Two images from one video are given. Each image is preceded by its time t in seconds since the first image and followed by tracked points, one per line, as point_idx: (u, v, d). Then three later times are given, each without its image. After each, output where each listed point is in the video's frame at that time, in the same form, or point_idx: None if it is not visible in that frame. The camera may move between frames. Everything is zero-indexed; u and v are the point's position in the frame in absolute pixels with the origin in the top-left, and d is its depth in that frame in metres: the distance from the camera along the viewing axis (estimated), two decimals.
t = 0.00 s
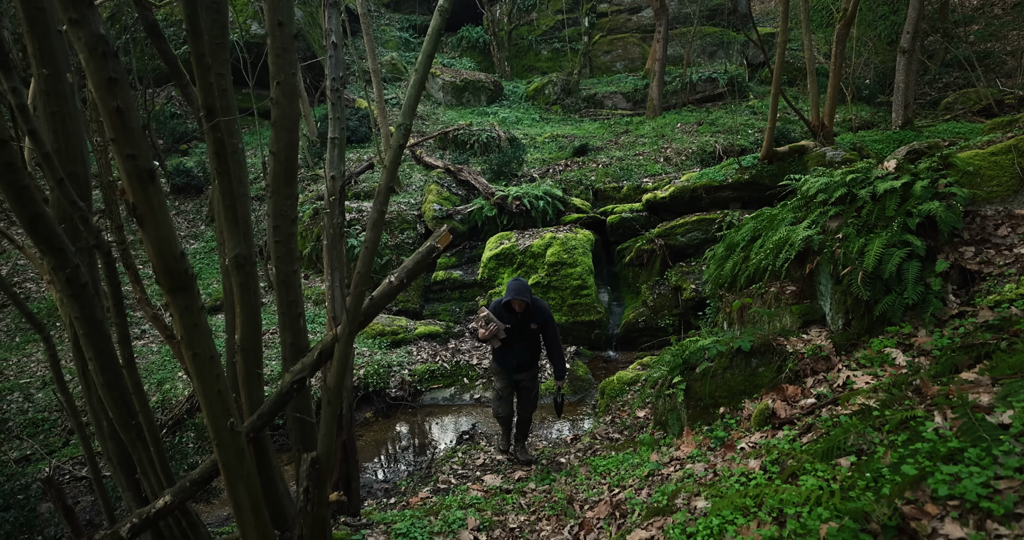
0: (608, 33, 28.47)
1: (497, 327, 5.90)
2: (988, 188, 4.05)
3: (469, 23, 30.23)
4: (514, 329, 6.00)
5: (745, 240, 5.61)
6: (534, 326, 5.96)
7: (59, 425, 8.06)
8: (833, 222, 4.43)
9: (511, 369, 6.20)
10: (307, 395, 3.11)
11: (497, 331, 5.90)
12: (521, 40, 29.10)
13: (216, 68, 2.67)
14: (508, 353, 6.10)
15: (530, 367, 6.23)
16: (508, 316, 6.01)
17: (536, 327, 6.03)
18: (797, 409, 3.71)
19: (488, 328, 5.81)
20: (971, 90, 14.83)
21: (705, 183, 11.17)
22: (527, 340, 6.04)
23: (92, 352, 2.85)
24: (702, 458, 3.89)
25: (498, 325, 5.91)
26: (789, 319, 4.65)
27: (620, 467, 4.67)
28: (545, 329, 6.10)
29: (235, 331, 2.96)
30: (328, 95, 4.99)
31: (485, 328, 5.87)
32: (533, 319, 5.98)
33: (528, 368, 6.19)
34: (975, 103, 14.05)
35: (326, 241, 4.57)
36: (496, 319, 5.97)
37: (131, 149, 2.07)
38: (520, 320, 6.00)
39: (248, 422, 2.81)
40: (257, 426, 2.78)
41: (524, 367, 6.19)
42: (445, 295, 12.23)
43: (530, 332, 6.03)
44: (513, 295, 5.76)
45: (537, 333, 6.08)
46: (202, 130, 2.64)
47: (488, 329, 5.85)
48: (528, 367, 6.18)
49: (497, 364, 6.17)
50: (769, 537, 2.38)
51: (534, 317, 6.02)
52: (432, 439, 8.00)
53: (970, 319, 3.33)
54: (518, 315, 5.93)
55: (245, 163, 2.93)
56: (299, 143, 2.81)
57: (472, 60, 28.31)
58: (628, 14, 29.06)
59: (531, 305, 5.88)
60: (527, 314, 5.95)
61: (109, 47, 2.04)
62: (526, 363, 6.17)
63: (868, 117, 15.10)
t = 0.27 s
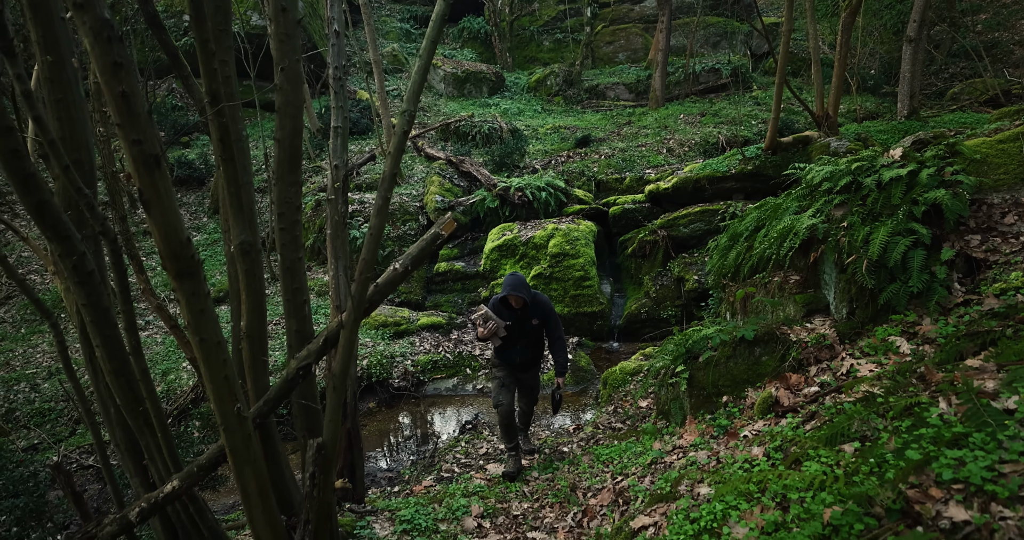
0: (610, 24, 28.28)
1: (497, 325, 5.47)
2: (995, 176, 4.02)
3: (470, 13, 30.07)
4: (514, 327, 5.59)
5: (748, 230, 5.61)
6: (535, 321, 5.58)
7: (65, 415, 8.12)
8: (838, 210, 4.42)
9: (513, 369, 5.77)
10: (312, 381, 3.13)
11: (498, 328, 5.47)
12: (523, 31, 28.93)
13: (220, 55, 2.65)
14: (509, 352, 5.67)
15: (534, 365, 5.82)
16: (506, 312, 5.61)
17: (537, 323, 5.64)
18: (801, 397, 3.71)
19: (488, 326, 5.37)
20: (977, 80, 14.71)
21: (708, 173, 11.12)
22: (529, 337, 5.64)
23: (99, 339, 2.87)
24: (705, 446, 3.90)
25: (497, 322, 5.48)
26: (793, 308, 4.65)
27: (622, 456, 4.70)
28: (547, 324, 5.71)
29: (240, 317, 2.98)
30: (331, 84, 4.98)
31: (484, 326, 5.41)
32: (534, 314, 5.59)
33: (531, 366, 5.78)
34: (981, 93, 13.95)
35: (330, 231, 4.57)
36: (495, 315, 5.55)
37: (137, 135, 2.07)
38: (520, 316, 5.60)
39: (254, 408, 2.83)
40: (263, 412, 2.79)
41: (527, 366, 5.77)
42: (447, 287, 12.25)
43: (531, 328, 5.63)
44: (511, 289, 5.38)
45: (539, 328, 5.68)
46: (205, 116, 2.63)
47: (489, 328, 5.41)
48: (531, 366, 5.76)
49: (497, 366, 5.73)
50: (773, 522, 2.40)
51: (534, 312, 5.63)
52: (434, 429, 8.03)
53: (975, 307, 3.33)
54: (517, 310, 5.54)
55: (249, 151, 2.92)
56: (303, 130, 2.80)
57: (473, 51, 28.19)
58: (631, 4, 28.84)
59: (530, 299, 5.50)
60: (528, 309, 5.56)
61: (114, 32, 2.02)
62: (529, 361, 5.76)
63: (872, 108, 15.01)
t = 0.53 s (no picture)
0: (614, 13, 28.06)
1: (493, 331, 4.93)
2: (1004, 163, 3.99)
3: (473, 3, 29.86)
4: (509, 330, 5.06)
5: (753, 219, 5.59)
6: (532, 319, 5.07)
7: (72, 404, 8.18)
8: (844, 198, 4.40)
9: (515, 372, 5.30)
10: (318, 368, 3.14)
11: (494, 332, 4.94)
12: (526, 21, 28.73)
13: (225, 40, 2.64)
14: (508, 356, 5.18)
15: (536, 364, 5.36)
16: (499, 314, 5.07)
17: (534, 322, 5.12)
18: (805, 385, 3.72)
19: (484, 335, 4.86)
20: (985, 69, 14.56)
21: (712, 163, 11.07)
22: (528, 337, 5.15)
23: (106, 326, 2.89)
24: (709, 433, 3.91)
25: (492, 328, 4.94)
26: (797, 296, 4.65)
27: (626, 444, 4.71)
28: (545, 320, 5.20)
29: (247, 304, 2.99)
30: (335, 71, 4.96)
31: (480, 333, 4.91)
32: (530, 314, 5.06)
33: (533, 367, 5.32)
34: (989, 82, 13.81)
35: (335, 219, 4.56)
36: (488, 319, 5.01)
37: (143, 119, 2.06)
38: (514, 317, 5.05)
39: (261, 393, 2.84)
40: (270, 397, 2.81)
41: (529, 367, 5.30)
42: (450, 277, 12.26)
43: (529, 328, 5.12)
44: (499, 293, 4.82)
45: (538, 327, 5.17)
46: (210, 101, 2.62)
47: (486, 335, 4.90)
48: (535, 366, 5.30)
49: (497, 370, 5.27)
50: (778, 506, 2.41)
51: (529, 311, 5.09)
52: (438, 419, 8.07)
53: (981, 295, 3.31)
54: (511, 313, 5.00)
55: (253, 137, 2.92)
56: (308, 116, 2.79)
57: (476, 41, 28.01)
58: None
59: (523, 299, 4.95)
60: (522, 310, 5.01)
61: (118, 15, 2.01)
62: (531, 362, 5.28)
63: (878, 97, 14.88)
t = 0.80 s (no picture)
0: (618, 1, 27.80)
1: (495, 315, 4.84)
2: (1014, 149, 3.96)
3: None
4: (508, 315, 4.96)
5: (759, 207, 5.56)
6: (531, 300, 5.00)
7: (80, 393, 8.25)
8: (852, 185, 4.38)
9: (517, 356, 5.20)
10: (324, 353, 3.16)
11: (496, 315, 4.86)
12: (529, 10, 28.50)
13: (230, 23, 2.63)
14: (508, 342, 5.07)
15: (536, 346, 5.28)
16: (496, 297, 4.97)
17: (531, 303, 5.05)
18: (811, 372, 3.71)
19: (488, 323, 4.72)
20: (994, 57, 14.37)
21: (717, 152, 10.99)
22: (527, 320, 5.06)
23: (114, 311, 2.90)
24: (714, 420, 3.92)
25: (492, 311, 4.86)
26: (803, 284, 4.63)
27: (631, 431, 4.72)
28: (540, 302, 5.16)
29: (253, 289, 3.00)
30: (338, 58, 4.94)
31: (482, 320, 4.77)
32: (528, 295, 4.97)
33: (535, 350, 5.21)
34: (999, 70, 13.64)
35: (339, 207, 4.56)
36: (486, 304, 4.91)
37: (150, 102, 2.06)
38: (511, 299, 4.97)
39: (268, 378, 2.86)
40: (277, 382, 2.83)
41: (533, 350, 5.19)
42: (453, 267, 12.27)
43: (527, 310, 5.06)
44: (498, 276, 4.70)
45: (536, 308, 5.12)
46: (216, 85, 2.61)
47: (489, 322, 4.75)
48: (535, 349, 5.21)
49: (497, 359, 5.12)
50: (784, 490, 2.42)
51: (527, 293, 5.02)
52: (442, 407, 8.11)
53: (990, 281, 3.30)
54: (509, 296, 4.91)
55: (259, 120, 2.91)
56: (314, 100, 2.78)
57: (478, 30, 27.82)
58: None
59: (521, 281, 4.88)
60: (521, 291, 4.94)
61: None
62: (533, 345, 5.18)
63: (885, 86, 14.73)
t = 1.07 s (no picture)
0: None
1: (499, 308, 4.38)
2: None
3: None
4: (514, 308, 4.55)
5: (766, 195, 5.52)
6: (538, 295, 4.57)
7: (88, 380, 8.33)
8: (862, 171, 4.34)
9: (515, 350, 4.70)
10: (331, 339, 3.16)
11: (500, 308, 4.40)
12: None
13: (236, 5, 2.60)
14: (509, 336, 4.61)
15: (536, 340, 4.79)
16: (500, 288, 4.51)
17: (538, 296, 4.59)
18: (818, 359, 3.70)
19: (493, 318, 4.25)
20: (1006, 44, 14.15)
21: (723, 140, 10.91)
22: (532, 314, 4.61)
23: (122, 297, 2.91)
24: (720, 408, 3.92)
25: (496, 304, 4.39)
26: (811, 272, 4.60)
27: (636, 419, 4.72)
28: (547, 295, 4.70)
29: (260, 275, 3.01)
30: (343, 43, 4.91)
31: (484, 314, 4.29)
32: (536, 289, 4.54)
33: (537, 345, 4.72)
34: (1010, 57, 13.43)
35: (345, 194, 4.54)
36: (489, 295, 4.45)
37: (157, 85, 2.04)
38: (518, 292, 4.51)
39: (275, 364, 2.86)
40: (285, 367, 2.83)
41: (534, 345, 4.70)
42: (458, 256, 12.26)
43: (534, 304, 4.61)
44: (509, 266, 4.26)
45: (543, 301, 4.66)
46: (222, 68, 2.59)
47: (494, 317, 4.27)
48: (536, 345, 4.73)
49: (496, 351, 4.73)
50: (792, 476, 2.41)
51: (536, 287, 4.57)
52: (447, 395, 8.13)
53: (1002, 268, 3.26)
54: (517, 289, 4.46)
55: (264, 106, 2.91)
56: (320, 84, 2.76)
57: (482, 18, 27.61)
58: None
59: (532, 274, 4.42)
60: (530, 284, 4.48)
61: None
62: (534, 339, 4.69)
63: (894, 74, 14.55)
